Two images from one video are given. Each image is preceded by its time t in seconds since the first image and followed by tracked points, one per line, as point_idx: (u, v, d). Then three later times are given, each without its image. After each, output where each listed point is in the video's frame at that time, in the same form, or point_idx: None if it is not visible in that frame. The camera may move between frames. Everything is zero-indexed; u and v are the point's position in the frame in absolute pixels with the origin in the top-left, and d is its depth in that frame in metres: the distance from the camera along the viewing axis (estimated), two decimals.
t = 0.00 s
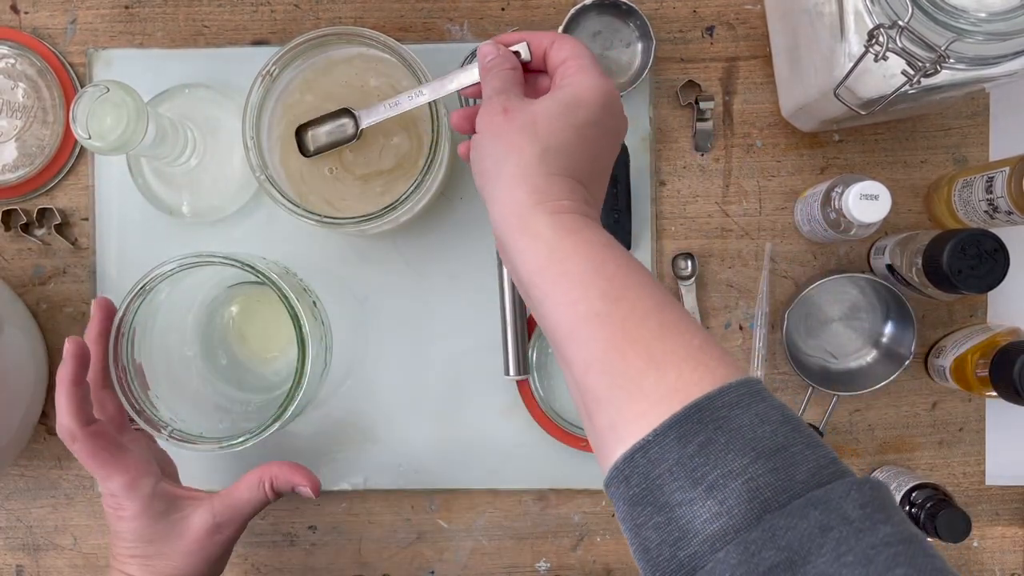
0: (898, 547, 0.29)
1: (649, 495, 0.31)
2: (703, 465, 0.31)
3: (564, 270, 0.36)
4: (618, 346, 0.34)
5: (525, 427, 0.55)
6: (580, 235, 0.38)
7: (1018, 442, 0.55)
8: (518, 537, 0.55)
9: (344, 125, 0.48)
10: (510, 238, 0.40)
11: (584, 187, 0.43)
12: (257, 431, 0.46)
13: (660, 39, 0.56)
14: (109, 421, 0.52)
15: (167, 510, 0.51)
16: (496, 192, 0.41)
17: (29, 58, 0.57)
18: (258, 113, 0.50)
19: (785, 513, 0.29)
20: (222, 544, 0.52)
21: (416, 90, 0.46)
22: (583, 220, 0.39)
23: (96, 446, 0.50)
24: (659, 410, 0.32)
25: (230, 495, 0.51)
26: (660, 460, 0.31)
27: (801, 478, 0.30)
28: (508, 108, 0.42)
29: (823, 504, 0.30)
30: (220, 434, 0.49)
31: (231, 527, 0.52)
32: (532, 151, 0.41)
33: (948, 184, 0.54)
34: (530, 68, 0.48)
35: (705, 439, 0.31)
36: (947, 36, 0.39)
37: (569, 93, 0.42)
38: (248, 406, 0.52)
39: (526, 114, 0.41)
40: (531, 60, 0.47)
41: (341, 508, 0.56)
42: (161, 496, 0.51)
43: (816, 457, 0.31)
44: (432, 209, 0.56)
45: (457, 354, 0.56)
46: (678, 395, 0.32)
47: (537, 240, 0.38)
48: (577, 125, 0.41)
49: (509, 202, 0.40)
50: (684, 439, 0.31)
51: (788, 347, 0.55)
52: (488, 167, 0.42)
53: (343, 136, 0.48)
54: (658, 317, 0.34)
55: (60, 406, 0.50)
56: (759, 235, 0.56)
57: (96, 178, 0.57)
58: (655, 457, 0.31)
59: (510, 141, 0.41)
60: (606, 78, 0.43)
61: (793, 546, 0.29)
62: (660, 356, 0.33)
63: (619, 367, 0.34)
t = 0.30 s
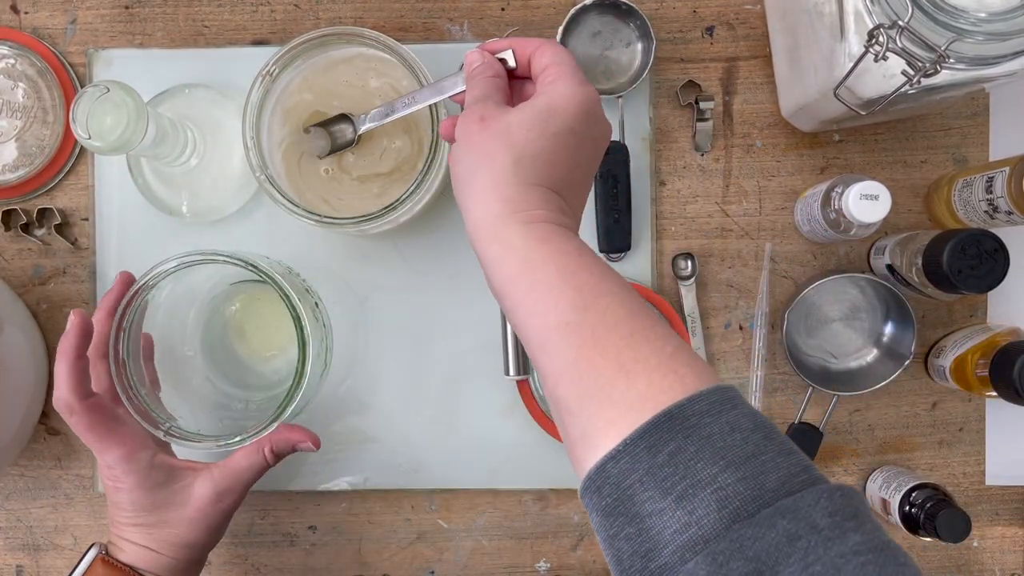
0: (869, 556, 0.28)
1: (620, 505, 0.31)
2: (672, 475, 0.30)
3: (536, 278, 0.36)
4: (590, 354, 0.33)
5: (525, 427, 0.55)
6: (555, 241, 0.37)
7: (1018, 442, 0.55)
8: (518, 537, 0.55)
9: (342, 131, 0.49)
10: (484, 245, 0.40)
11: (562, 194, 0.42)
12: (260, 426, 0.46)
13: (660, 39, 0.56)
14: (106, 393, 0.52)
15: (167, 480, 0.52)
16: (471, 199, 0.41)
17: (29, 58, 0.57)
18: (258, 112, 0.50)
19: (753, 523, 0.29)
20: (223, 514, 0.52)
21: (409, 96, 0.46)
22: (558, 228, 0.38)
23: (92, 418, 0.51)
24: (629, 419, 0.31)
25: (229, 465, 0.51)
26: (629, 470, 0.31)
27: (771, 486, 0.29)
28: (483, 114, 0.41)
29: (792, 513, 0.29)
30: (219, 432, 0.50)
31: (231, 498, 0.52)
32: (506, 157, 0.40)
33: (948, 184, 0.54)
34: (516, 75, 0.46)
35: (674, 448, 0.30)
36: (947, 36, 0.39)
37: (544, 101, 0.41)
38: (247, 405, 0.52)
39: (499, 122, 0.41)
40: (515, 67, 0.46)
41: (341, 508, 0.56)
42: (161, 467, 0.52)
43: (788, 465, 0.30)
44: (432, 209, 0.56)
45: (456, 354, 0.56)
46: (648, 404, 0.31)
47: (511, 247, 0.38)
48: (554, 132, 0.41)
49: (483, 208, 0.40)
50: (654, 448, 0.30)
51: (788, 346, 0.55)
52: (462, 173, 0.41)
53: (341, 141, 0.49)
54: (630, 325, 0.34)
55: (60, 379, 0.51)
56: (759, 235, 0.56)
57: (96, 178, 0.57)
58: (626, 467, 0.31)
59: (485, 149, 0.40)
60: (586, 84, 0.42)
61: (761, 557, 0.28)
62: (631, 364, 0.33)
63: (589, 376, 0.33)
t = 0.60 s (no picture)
0: (843, 560, 0.28)
1: (599, 505, 0.31)
2: (650, 476, 0.30)
3: (524, 277, 0.36)
4: (576, 355, 0.33)
5: (525, 427, 0.55)
6: (544, 241, 0.37)
7: (1018, 442, 0.55)
8: (518, 537, 0.55)
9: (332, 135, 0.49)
10: (473, 243, 0.39)
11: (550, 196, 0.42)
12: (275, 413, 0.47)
13: (661, 39, 0.56)
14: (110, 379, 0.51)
15: (174, 470, 0.51)
16: (459, 198, 0.40)
17: (29, 58, 0.57)
18: (258, 112, 0.50)
19: (729, 525, 0.28)
20: (229, 505, 0.52)
21: (397, 102, 0.46)
22: (547, 227, 0.38)
23: (98, 407, 0.49)
24: (612, 419, 0.31)
25: (237, 458, 0.51)
26: (609, 471, 0.31)
27: (749, 488, 0.29)
28: (477, 116, 0.41)
29: (769, 516, 0.29)
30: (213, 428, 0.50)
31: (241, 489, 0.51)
32: (495, 158, 0.40)
33: (948, 184, 0.54)
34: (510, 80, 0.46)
35: (654, 449, 0.30)
36: (947, 36, 0.39)
37: (537, 102, 0.41)
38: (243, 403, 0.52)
39: (494, 124, 0.40)
40: (509, 73, 0.45)
41: (341, 508, 0.56)
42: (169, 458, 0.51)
43: (766, 468, 0.30)
44: (431, 208, 0.56)
45: (456, 353, 0.56)
46: (632, 403, 0.31)
47: (500, 246, 0.37)
48: (544, 133, 0.40)
49: (471, 208, 0.39)
50: (633, 449, 0.30)
51: (788, 346, 0.55)
52: (452, 172, 0.41)
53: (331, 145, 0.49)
54: (617, 325, 0.34)
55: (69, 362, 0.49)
56: (759, 235, 0.56)
57: (96, 178, 0.57)
58: (605, 467, 0.31)
59: (474, 150, 0.40)
60: (578, 89, 0.42)
61: (736, 559, 0.28)
62: (616, 365, 0.32)
63: (573, 377, 0.33)
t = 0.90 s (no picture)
0: (859, 562, 0.28)
1: (616, 494, 0.30)
2: (670, 468, 0.30)
3: (557, 256, 0.34)
4: (604, 341, 0.32)
5: (525, 427, 0.55)
6: (574, 222, 0.35)
7: (1018, 442, 0.55)
8: (518, 537, 0.55)
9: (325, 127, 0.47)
10: (500, 218, 0.38)
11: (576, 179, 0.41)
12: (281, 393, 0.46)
13: (661, 39, 0.56)
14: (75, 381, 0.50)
15: (146, 475, 0.50)
16: (484, 176, 0.39)
17: (28, 58, 0.57)
18: (258, 112, 0.50)
19: (749, 521, 0.28)
20: (212, 510, 0.52)
21: (396, 96, 0.46)
22: (576, 209, 0.37)
23: (61, 410, 0.48)
24: (637, 408, 0.31)
25: (220, 460, 0.50)
26: (629, 460, 0.30)
27: (769, 486, 0.29)
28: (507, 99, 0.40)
29: (788, 514, 0.28)
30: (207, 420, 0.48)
31: (222, 495, 0.51)
32: (528, 136, 0.39)
33: (948, 184, 0.54)
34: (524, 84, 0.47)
35: (675, 441, 0.30)
36: (947, 36, 0.39)
37: (564, 94, 0.41)
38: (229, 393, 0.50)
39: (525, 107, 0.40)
40: (525, 77, 0.46)
41: (341, 508, 0.56)
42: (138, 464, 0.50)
43: (786, 467, 0.30)
44: (431, 208, 0.56)
45: (457, 353, 0.56)
46: (657, 395, 0.31)
47: (529, 224, 0.36)
48: (574, 120, 0.40)
49: (498, 184, 0.38)
50: (654, 440, 0.30)
51: (788, 346, 0.55)
52: (479, 151, 0.40)
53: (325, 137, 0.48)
54: (647, 315, 0.33)
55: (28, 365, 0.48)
56: (759, 235, 0.56)
57: (96, 178, 0.57)
58: (625, 457, 0.30)
59: (506, 128, 0.39)
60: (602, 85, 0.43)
61: (754, 555, 0.28)
62: (644, 353, 0.31)
63: (602, 362, 0.31)
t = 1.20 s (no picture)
0: None
1: (634, 503, 0.30)
2: (692, 481, 0.29)
3: (582, 257, 0.33)
4: (627, 344, 0.31)
5: (525, 426, 0.55)
6: (599, 224, 0.35)
7: (1019, 442, 0.55)
8: (519, 537, 0.55)
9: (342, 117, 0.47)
10: (524, 215, 0.37)
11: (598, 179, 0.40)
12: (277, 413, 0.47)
13: (661, 39, 0.56)
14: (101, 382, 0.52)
15: (156, 474, 0.51)
16: (509, 172, 0.39)
17: (28, 58, 0.57)
18: (258, 112, 0.50)
19: (772, 538, 0.28)
20: (213, 514, 0.51)
21: (416, 90, 0.45)
22: (600, 209, 0.36)
23: (83, 405, 0.50)
24: (660, 415, 0.30)
25: (224, 464, 0.50)
26: (649, 469, 0.29)
27: (791, 504, 0.29)
28: (531, 98, 0.40)
29: (811, 533, 0.28)
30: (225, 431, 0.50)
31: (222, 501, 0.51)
32: (555, 132, 0.39)
33: (948, 184, 0.54)
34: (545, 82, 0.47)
35: (698, 453, 0.29)
36: (948, 36, 0.39)
37: (587, 95, 0.41)
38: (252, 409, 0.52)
39: (550, 107, 0.40)
40: (546, 75, 0.46)
41: (341, 508, 0.56)
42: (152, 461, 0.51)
43: (809, 485, 0.29)
44: (431, 208, 0.56)
45: (458, 353, 0.56)
46: (679, 404, 0.30)
47: (554, 223, 0.35)
48: (598, 119, 0.41)
49: (523, 181, 0.37)
50: (676, 450, 0.29)
51: (788, 346, 0.55)
52: (504, 147, 0.39)
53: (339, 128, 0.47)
54: (672, 320, 0.32)
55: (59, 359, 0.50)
56: (759, 235, 0.56)
57: (96, 178, 0.56)
58: (645, 466, 0.30)
59: (531, 123, 0.39)
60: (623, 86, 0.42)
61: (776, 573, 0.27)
62: (669, 361, 0.31)
63: (626, 367, 0.31)
